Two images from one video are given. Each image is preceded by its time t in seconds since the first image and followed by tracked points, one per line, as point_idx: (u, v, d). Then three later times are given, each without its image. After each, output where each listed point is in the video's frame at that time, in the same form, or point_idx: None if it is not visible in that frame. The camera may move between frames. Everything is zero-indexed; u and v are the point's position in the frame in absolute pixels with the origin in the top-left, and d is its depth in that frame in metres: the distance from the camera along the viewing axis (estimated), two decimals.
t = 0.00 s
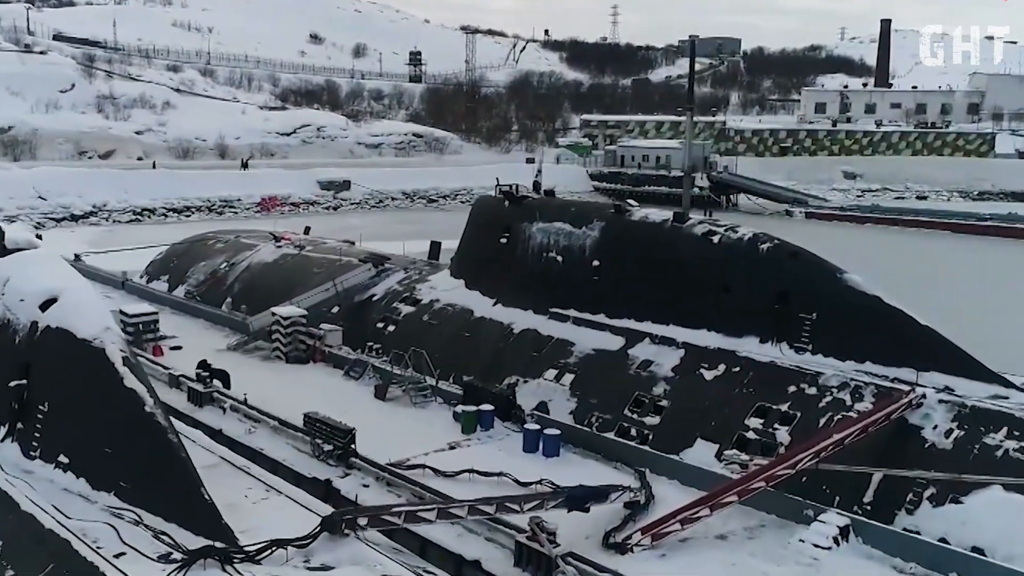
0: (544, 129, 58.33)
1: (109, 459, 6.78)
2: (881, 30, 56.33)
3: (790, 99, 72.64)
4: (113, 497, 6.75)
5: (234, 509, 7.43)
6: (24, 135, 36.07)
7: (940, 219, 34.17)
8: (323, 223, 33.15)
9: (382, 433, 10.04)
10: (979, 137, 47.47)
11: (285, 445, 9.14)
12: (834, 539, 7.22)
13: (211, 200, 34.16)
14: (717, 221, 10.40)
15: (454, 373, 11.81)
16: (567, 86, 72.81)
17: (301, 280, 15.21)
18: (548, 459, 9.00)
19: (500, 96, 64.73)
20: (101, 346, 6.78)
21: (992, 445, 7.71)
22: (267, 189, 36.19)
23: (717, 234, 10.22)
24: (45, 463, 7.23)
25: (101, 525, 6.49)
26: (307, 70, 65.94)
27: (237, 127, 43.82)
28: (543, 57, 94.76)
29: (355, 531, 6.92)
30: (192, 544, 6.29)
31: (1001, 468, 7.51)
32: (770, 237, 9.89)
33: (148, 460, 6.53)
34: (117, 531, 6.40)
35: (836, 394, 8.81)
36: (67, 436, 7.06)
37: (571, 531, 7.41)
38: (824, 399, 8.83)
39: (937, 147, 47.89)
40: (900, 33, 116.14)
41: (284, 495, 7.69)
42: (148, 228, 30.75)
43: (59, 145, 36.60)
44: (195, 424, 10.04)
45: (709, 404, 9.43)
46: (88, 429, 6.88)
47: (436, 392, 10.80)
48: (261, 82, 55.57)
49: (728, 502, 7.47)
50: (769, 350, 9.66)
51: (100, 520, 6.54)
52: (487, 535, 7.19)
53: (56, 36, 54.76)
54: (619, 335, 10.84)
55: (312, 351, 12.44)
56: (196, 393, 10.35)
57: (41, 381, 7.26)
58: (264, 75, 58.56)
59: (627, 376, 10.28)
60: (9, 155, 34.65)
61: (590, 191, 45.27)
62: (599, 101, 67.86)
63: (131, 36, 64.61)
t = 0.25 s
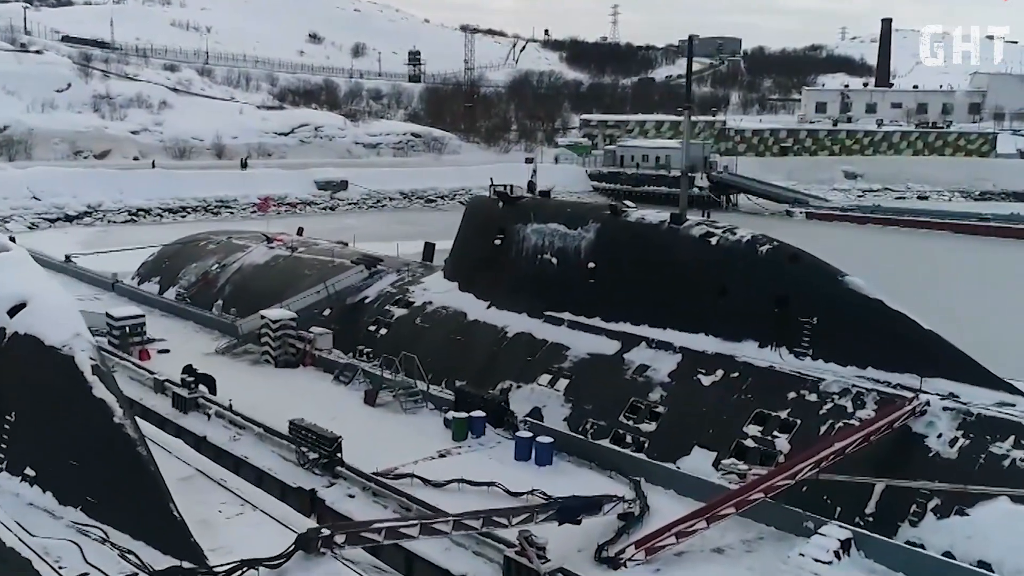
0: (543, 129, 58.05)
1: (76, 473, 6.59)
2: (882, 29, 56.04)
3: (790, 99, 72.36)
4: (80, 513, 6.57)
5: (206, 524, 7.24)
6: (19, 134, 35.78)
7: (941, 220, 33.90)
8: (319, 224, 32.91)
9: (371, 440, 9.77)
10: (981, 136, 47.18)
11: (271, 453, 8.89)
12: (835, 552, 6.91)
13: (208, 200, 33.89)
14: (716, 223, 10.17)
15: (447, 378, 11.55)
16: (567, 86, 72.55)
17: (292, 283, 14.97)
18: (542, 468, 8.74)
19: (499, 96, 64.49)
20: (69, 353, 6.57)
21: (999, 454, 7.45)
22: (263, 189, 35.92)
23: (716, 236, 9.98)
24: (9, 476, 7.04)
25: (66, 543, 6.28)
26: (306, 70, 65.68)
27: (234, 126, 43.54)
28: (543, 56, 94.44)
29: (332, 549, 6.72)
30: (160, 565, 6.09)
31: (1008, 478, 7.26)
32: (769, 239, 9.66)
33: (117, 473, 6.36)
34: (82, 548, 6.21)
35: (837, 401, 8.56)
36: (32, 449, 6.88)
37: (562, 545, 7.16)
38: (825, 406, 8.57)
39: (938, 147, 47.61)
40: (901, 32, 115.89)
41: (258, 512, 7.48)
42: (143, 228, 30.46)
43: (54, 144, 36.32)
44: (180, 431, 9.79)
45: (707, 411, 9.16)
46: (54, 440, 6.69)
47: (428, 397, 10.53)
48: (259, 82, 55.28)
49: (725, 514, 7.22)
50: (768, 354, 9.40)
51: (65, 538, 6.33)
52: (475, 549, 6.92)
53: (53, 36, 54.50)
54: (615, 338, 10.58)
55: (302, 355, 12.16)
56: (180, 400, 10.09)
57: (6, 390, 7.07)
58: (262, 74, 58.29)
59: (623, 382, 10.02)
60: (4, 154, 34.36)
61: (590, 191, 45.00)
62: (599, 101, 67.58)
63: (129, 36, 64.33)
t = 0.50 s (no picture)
0: (544, 129, 57.73)
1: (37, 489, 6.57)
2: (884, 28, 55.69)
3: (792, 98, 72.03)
4: (40, 532, 6.56)
5: (174, 542, 7.09)
6: (14, 134, 35.50)
7: (944, 220, 33.58)
8: (316, 224, 32.64)
9: (359, 448, 9.49)
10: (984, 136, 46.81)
11: (255, 462, 8.61)
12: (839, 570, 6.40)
13: (204, 201, 33.61)
14: (714, 224, 9.89)
15: (439, 383, 11.27)
16: (567, 85, 72.25)
17: (283, 285, 14.69)
18: (534, 478, 8.45)
19: (499, 95, 64.22)
20: (33, 362, 6.51)
21: (1008, 465, 7.15)
22: (260, 189, 35.64)
23: (714, 238, 9.70)
24: None
25: (24, 564, 6.24)
26: (305, 69, 65.42)
27: (232, 126, 43.27)
28: (544, 56, 94.08)
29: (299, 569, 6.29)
30: None
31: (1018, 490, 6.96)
32: (768, 241, 9.39)
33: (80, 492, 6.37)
34: (39, 569, 6.19)
35: (839, 409, 8.27)
36: None
37: (552, 561, 6.91)
38: (827, 414, 8.28)
39: (941, 147, 47.25)
40: (903, 32, 115.49)
41: (229, 530, 7.35)
42: (138, 228, 30.17)
43: (50, 144, 36.05)
44: (162, 438, 9.51)
45: (705, 418, 8.87)
46: (15, 455, 6.65)
47: (417, 403, 10.24)
48: (257, 81, 55.00)
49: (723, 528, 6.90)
50: (768, 360, 9.11)
51: (23, 558, 6.30)
52: (463, 565, 6.70)
53: (51, 35, 54.25)
54: (611, 343, 10.29)
55: (291, 359, 11.88)
56: (163, 405, 9.81)
57: None
58: (261, 74, 58.01)
59: (619, 388, 9.73)
60: None
61: (590, 191, 44.70)
62: (600, 101, 67.26)
63: (127, 35, 64.06)
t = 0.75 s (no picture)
0: (546, 129, 57.47)
1: None
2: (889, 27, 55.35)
3: (796, 98, 71.70)
4: None
5: (145, 559, 6.81)
6: (13, 133, 35.29)
7: (949, 220, 33.27)
8: (315, 224, 32.42)
9: (350, 455, 9.23)
10: (989, 135, 46.46)
11: (240, 470, 8.37)
12: None
13: (203, 200, 33.38)
14: (714, 225, 9.67)
15: (433, 387, 11.02)
16: (570, 85, 71.98)
17: (277, 286, 14.45)
18: (528, 487, 8.20)
19: (502, 94, 64.00)
20: None
21: (1018, 475, 6.89)
22: (261, 189, 35.42)
23: (714, 239, 9.46)
24: None
25: None
26: (307, 69, 65.22)
27: (233, 125, 43.07)
28: (547, 55, 93.74)
29: None
30: None
31: None
32: (770, 242, 9.15)
33: (46, 502, 6.20)
34: None
35: (843, 416, 8.02)
36: None
37: None
38: (830, 422, 8.04)
39: (946, 146, 46.89)
40: (907, 31, 114.96)
41: (202, 547, 7.14)
42: (136, 228, 29.93)
43: (49, 143, 35.86)
44: (148, 445, 9.29)
45: (705, 425, 8.62)
46: None
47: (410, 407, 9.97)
48: (259, 81, 54.78)
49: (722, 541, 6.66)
50: (770, 365, 8.86)
51: None
52: None
53: (52, 34, 54.08)
54: (609, 347, 10.05)
55: (283, 363, 11.64)
56: (149, 410, 9.59)
57: None
58: (262, 73, 57.80)
59: (616, 393, 9.49)
60: None
61: (592, 191, 44.43)
62: (602, 100, 66.97)
63: (128, 34, 63.89)
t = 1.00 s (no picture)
0: (550, 128, 57.19)
1: None
2: (896, 26, 54.95)
3: (802, 96, 71.29)
4: None
5: None
6: (13, 132, 35.13)
7: (957, 220, 32.89)
8: (316, 224, 32.16)
9: (340, 462, 8.96)
10: (997, 135, 46.02)
11: (226, 479, 8.11)
12: None
13: (204, 200, 33.15)
14: (717, 226, 9.41)
15: (429, 393, 10.75)
16: (575, 83, 71.67)
17: (272, 288, 14.19)
18: (522, 498, 7.92)
19: (506, 94, 63.71)
20: None
21: None
22: (262, 188, 35.18)
23: (717, 241, 9.21)
24: None
25: None
26: (311, 67, 65.02)
27: (235, 124, 42.87)
28: (552, 54, 93.41)
29: None
30: None
31: None
32: (774, 244, 8.90)
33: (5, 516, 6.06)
34: None
35: (849, 425, 7.73)
36: None
37: None
38: (836, 430, 7.74)
39: (953, 145, 46.46)
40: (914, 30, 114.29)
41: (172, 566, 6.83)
42: (136, 228, 29.71)
43: (49, 143, 35.69)
44: (134, 453, 9.03)
45: (706, 433, 8.34)
46: None
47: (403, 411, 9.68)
48: (262, 80, 54.60)
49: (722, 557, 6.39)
50: (774, 371, 8.57)
51: None
52: None
53: (55, 33, 53.96)
54: (608, 351, 9.77)
55: (275, 366, 11.37)
56: (135, 416, 9.32)
57: None
58: (265, 72, 57.61)
59: (615, 399, 9.21)
60: None
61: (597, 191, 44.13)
62: (607, 99, 66.66)
63: (131, 33, 63.75)
